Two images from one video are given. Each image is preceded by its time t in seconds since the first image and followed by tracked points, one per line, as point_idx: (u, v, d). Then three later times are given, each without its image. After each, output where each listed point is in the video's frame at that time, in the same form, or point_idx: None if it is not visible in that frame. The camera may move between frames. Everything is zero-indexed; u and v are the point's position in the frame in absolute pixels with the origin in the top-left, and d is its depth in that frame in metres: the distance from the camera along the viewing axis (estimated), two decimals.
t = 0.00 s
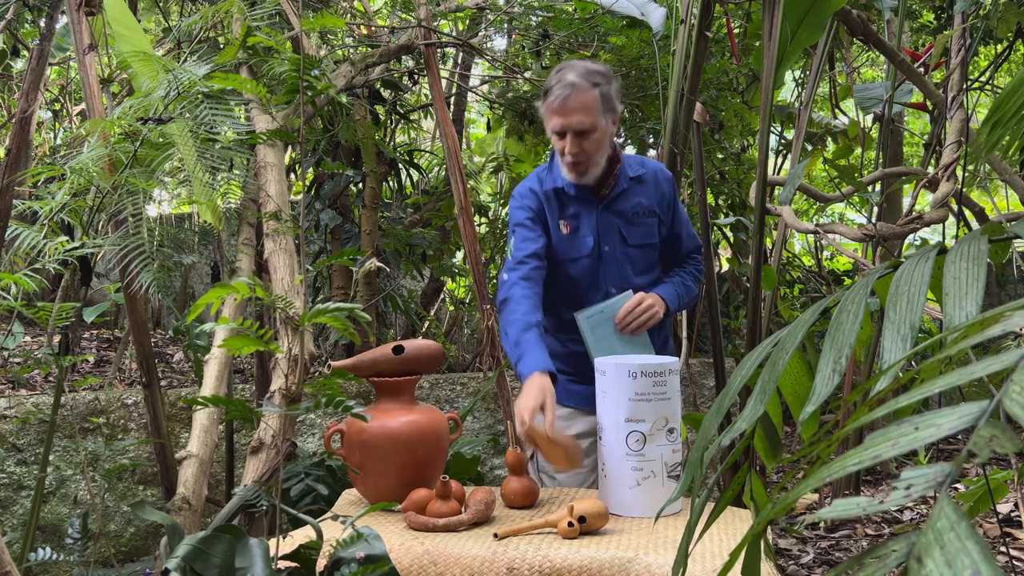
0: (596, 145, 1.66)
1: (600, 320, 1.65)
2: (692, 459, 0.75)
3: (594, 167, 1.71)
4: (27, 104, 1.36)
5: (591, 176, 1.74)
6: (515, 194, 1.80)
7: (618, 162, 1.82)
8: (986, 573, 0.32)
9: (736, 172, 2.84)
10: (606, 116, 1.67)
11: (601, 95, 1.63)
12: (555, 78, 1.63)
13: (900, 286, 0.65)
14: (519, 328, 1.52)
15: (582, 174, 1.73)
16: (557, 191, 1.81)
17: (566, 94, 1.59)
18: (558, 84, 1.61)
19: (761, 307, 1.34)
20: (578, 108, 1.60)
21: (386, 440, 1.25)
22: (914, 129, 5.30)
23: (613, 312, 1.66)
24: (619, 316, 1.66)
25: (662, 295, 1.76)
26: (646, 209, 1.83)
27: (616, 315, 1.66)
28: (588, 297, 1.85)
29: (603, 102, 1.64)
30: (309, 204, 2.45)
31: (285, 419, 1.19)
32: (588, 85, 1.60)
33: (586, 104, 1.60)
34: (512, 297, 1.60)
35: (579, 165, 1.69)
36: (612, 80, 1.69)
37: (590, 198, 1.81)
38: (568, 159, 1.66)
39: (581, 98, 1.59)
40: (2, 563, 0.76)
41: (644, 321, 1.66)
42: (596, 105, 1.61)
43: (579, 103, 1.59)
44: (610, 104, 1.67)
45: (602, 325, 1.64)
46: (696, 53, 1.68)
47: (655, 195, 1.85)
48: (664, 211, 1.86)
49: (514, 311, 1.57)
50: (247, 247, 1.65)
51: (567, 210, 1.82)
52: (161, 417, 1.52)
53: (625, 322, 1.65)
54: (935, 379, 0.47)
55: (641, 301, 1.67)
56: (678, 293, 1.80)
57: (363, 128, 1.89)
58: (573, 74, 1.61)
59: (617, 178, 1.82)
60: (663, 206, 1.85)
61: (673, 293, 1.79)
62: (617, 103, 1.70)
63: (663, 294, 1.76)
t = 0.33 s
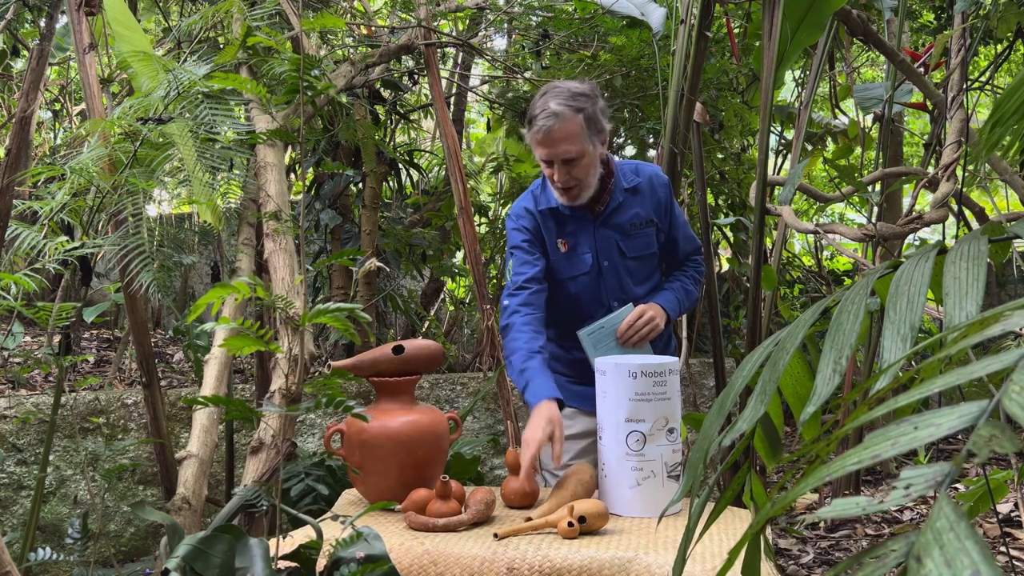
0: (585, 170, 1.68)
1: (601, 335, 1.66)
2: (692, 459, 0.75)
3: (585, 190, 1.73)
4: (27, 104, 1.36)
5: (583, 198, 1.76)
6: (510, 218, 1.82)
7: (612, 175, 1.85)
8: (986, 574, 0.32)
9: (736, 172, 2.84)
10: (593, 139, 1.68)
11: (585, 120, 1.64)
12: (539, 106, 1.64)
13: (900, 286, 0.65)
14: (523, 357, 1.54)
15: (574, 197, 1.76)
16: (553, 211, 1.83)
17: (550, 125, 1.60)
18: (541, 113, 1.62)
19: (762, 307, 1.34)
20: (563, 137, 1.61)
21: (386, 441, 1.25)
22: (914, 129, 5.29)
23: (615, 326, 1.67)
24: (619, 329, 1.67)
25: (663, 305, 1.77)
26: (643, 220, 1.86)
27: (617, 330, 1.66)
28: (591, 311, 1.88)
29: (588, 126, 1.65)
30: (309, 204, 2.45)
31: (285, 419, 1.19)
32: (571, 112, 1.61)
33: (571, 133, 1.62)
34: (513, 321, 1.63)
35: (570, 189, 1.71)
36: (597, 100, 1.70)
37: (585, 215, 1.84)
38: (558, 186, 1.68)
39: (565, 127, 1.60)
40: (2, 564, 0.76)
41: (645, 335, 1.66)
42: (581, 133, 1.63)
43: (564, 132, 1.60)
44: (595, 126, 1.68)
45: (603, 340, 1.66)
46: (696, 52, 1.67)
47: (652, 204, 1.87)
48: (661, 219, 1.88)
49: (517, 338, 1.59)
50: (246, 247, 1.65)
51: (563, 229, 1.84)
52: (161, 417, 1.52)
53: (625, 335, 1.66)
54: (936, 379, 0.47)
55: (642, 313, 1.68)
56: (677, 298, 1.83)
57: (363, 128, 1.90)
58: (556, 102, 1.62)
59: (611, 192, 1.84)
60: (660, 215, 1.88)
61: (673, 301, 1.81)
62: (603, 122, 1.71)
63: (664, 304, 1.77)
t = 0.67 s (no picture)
0: (584, 154, 1.69)
1: (581, 319, 1.67)
2: (691, 459, 0.75)
3: (584, 175, 1.74)
4: (27, 104, 1.36)
5: (581, 183, 1.76)
6: (506, 197, 1.87)
7: (612, 168, 1.85)
8: (985, 573, 0.32)
9: (736, 172, 2.84)
10: (595, 123, 1.70)
11: (587, 102, 1.66)
12: (543, 85, 1.67)
13: (900, 286, 0.65)
14: (469, 335, 1.56)
15: (572, 181, 1.76)
16: (548, 195, 1.86)
17: (550, 103, 1.63)
18: (543, 92, 1.65)
19: (761, 307, 1.34)
20: (562, 116, 1.63)
21: (386, 441, 1.25)
22: (914, 128, 5.29)
23: (597, 312, 1.68)
24: (602, 317, 1.68)
25: (651, 299, 1.74)
26: (639, 214, 1.85)
27: (599, 317, 1.68)
28: (577, 300, 1.87)
29: (590, 109, 1.67)
30: (310, 204, 2.45)
31: (285, 419, 1.19)
32: (572, 92, 1.63)
33: (570, 113, 1.64)
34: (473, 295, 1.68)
35: (568, 173, 1.72)
36: (602, 86, 1.72)
37: (580, 203, 1.85)
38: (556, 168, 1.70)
39: (565, 106, 1.62)
40: (2, 563, 0.76)
41: (626, 325, 1.67)
42: (581, 114, 1.65)
43: (563, 111, 1.63)
44: (598, 111, 1.70)
45: (583, 324, 1.67)
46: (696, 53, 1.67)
47: (651, 200, 1.86)
48: (659, 216, 1.86)
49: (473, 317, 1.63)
50: (247, 247, 1.65)
51: (556, 215, 1.86)
52: (161, 417, 1.52)
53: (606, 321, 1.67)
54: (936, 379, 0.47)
55: (626, 304, 1.69)
56: (668, 296, 1.77)
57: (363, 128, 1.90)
58: (559, 82, 1.65)
59: (609, 183, 1.85)
60: (658, 211, 1.86)
61: (663, 298, 1.76)
62: (607, 110, 1.73)
63: (653, 297, 1.75)
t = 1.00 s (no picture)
0: (583, 139, 1.71)
1: (575, 316, 1.69)
2: (692, 459, 0.75)
3: (584, 161, 1.75)
4: (27, 104, 1.36)
5: (580, 171, 1.77)
6: (499, 195, 1.88)
7: (603, 161, 1.85)
8: (985, 571, 0.32)
9: (736, 172, 2.85)
10: (591, 109, 1.72)
11: (585, 86, 1.68)
12: (538, 73, 1.69)
13: (900, 286, 0.65)
14: (458, 339, 1.56)
15: (571, 170, 1.76)
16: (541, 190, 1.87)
17: (550, 86, 1.64)
18: (540, 78, 1.67)
19: (761, 307, 1.34)
20: (563, 98, 1.65)
21: (386, 441, 1.25)
22: (914, 128, 5.29)
23: (591, 309, 1.69)
24: (597, 313, 1.68)
25: (645, 293, 1.73)
26: (633, 208, 1.84)
27: (593, 313, 1.69)
28: (572, 296, 1.87)
29: (587, 93, 1.69)
30: (310, 204, 2.45)
31: (285, 419, 1.19)
32: (570, 75, 1.66)
33: (570, 96, 1.66)
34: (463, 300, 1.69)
35: (569, 159, 1.72)
36: (592, 76, 1.76)
37: (573, 198, 1.84)
38: (556, 154, 1.70)
39: (565, 88, 1.64)
40: (1, 563, 0.76)
41: (620, 321, 1.67)
42: (580, 96, 1.67)
43: (564, 93, 1.65)
44: (593, 97, 1.72)
45: (577, 321, 1.69)
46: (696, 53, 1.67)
47: (644, 193, 1.85)
48: (653, 209, 1.86)
49: (462, 320, 1.64)
50: (247, 247, 1.65)
51: (549, 210, 1.86)
52: (161, 417, 1.52)
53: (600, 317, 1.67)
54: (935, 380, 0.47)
55: (620, 300, 1.68)
56: (663, 291, 1.76)
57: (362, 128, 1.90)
58: (554, 68, 1.68)
59: (600, 176, 1.84)
60: (652, 205, 1.85)
61: (659, 292, 1.75)
62: (600, 98, 1.76)
63: (647, 292, 1.74)
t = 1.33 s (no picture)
0: (582, 118, 1.77)
1: (572, 297, 1.70)
2: (692, 459, 0.75)
3: (583, 141, 1.78)
4: (27, 104, 1.36)
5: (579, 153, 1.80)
6: (495, 188, 1.88)
7: (594, 148, 1.86)
8: (982, 570, 0.32)
9: (736, 172, 2.85)
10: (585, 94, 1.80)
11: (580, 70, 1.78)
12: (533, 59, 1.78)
13: (901, 286, 0.65)
14: (454, 335, 1.57)
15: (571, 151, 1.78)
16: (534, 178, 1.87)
17: (549, 64, 1.73)
18: (538, 60, 1.75)
19: (761, 307, 1.34)
20: (563, 74, 1.73)
21: (386, 440, 1.25)
22: (914, 129, 5.29)
23: (587, 290, 1.70)
24: (593, 294, 1.69)
25: (641, 278, 1.74)
26: (626, 194, 1.84)
27: (588, 294, 1.69)
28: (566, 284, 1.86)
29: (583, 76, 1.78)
30: (310, 204, 2.45)
31: (285, 419, 1.19)
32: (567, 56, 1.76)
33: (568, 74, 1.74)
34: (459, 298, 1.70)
35: (570, 137, 1.76)
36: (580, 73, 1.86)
37: (566, 183, 1.85)
38: (558, 128, 1.74)
39: (564, 65, 1.74)
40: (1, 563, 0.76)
41: (616, 301, 1.67)
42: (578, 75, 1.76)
43: (563, 70, 1.74)
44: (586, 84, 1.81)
45: (573, 302, 1.69)
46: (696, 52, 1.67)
47: (637, 179, 1.86)
48: (646, 196, 1.85)
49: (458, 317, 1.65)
50: (247, 247, 1.65)
51: (542, 198, 1.85)
52: (161, 417, 1.52)
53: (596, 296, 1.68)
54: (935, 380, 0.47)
55: (616, 280, 1.69)
56: (659, 278, 1.76)
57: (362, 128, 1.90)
58: (550, 52, 1.77)
59: (592, 162, 1.85)
60: (644, 191, 1.85)
61: (654, 278, 1.75)
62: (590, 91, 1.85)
63: (643, 278, 1.74)
